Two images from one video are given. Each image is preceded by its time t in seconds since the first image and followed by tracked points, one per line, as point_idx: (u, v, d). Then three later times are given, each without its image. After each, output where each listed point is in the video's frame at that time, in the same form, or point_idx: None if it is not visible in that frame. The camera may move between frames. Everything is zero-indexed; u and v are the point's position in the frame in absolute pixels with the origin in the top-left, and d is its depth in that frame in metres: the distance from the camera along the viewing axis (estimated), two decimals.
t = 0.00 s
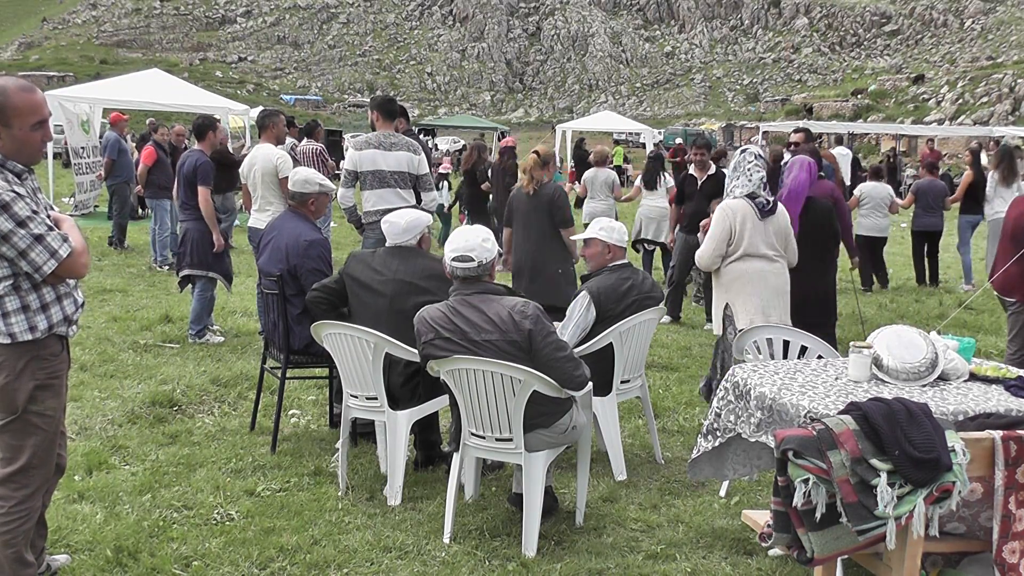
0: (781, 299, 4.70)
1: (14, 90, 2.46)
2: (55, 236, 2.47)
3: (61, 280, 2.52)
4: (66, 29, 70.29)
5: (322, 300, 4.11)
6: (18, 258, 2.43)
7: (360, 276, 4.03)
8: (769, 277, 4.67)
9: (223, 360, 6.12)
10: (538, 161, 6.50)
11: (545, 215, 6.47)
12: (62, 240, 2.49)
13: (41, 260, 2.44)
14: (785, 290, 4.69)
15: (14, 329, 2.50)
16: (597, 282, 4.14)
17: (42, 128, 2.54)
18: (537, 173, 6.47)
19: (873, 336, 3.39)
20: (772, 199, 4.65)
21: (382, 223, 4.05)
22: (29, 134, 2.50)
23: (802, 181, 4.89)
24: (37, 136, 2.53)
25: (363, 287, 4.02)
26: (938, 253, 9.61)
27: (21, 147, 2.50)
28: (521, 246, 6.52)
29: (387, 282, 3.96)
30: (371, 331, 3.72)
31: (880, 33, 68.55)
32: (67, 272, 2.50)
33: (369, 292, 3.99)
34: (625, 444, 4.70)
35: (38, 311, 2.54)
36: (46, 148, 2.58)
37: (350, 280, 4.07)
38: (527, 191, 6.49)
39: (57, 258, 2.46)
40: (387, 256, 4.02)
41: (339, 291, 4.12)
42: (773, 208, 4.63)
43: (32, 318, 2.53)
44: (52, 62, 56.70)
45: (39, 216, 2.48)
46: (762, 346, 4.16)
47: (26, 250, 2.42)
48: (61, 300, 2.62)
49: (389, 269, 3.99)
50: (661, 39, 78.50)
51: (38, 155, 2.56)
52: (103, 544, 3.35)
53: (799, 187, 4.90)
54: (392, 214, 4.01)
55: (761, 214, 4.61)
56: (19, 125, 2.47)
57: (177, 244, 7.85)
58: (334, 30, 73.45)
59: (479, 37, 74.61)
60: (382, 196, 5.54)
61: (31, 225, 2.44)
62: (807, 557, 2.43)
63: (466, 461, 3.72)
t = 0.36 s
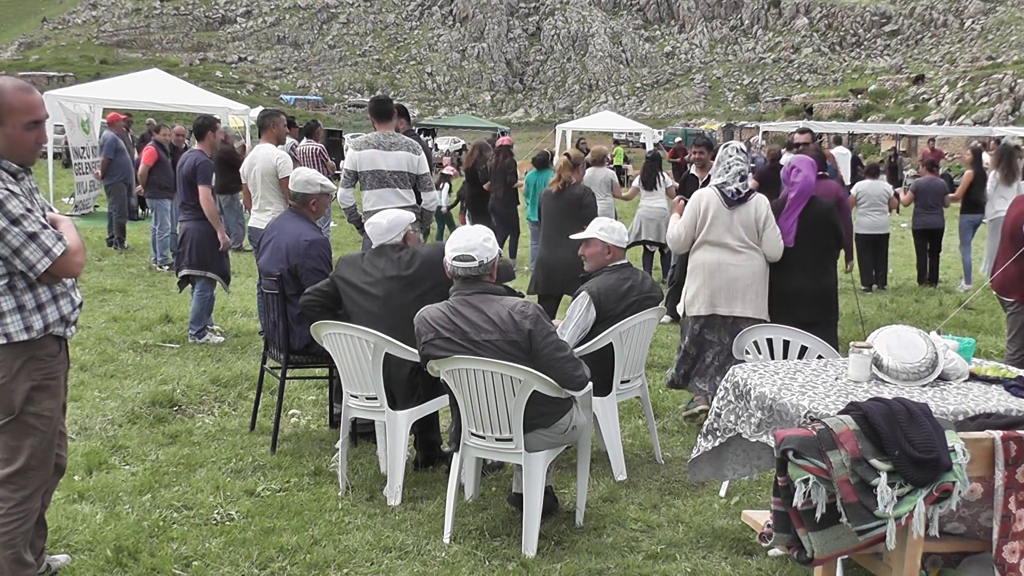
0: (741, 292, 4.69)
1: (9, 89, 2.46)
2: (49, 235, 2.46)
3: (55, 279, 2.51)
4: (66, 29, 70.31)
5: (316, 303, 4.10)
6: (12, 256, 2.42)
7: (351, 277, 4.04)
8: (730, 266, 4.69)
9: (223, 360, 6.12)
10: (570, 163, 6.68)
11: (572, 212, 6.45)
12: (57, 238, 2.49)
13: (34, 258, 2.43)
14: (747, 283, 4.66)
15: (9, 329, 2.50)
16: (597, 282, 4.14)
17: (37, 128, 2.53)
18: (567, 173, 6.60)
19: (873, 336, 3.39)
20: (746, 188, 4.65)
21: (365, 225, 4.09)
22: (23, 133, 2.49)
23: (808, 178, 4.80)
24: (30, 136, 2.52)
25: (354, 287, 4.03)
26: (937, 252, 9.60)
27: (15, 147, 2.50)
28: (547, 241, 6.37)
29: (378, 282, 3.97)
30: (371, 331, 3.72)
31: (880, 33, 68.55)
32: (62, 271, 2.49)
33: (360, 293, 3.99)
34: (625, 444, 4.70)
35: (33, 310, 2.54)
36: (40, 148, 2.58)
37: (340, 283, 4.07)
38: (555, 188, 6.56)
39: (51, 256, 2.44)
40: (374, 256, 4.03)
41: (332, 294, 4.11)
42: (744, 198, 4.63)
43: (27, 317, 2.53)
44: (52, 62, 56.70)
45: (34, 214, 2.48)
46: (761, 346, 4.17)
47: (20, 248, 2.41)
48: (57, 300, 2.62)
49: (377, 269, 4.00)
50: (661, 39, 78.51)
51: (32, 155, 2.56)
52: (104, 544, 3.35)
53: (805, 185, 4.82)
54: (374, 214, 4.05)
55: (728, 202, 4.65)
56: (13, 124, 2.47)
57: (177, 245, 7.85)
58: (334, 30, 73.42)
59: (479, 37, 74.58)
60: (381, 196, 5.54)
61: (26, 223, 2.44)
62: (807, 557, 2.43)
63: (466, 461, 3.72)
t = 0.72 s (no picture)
0: (719, 290, 4.90)
1: None
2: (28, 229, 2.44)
3: (39, 277, 2.48)
4: (66, 30, 70.33)
5: (311, 305, 4.07)
6: None
7: (346, 277, 4.05)
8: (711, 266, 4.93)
9: (223, 360, 6.12)
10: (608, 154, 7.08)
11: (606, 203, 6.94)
12: (41, 236, 2.46)
13: (15, 253, 2.41)
14: (725, 282, 4.88)
15: None
16: (597, 282, 4.14)
17: (25, 124, 2.53)
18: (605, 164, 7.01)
19: (873, 336, 3.39)
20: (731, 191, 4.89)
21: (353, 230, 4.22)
22: (8, 129, 2.49)
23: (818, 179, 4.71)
24: (17, 133, 2.52)
25: (348, 286, 4.03)
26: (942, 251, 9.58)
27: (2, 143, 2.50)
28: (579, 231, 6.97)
29: (372, 279, 3.98)
30: (371, 331, 3.72)
31: (880, 33, 68.56)
32: (45, 268, 2.46)
33: (356, 291, 3.99)
34: (625, 444, 4.70)
35: (19, 310, 2.54)
36: (31, 147, 2.57)
37: (334, 283, 4.07)
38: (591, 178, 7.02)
39: (32, 252, 2.43)
40: (367, 254, 4.06)
41: (328, 296, 4.09)
42: (727, 200, 4.87)
43: (13, 317, 2.53)
44: (52, 62, 56.70)
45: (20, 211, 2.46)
46: (761, 346, 4.18)
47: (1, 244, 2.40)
48: (45, 302, 2.61)
49: (371, 267, 4.02)
50: (661, 39, 78.50)
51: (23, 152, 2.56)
52: (104, 544, 3.36)
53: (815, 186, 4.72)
54: (361, 219, 4.19)
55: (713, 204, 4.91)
56: None
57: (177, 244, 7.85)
58: (334, 30, 73.42)
59: (479, 37, 74.55)
60: (381, 196, 5.54)
61: (9, 219, 2.42)
62: (807, 556, 2.43)
63: (466, 461, 3.72)
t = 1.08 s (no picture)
0: (710, 279, 5.20)
1: None
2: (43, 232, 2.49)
3: None
4: (66, 30, 70.31)
5: (310, 309, 4.04)
6: None
7: (345, 278, 4.04)
8: (704, 257, 5.22)
9: (223, 360, 6.12)
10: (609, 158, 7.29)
11: (612, 207, 7.20)
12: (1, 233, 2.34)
13: None
14: (716, 273, 5.17)
15: None
16: (596, 282, 4.15)
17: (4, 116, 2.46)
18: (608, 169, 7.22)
19: (873, 336, 3.39)
20: (721, 186, 5.19)
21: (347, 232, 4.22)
22: None
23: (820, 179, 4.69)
24: None
25: (347, 287, 4.02)
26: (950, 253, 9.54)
27: None
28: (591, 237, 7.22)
29: (372, 280, 3.98)
30: (370, 331, 3.72)
31: (880, 32, 68.55)
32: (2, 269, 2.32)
33: (352, 292, 3.99)
34: (625, 444, 4.71)
35: None
36: (18, 140, 2.52)
37: (331, 285, 4.07)
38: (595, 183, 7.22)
39: None
40: (366, 257, 4.06)
41: (325, 298, 4.07)
42: (719, 195, 5.18)
43: None
44: (52, 62, 56.70)
45: None
46: (762, 346, 4.18)
47: None
48: (24, 299, 2.55)
49: (367, 267, 4.02)
50: (661, 39, 78.45)
51: (10, 145, 2.50)
52: (103, 544, 3.35)
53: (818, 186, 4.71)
54: (353, 222, 4.22)
55: (705, 199, 5.23)
56: None
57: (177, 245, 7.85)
58: (334, 30, 73.43)
59: (479, 37, 74.56)
60: (382, 196, 5.54)
61: None
62: (807, 557, 2.43)
63: (466, 461, 3.72)
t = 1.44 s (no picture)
0: (728, 281, 5.37)
1: None
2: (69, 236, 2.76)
3: None
4: (65, 30, 70.37)
5: (310, 308, 4.04)
6: None
7: (347, 278, 4.05)
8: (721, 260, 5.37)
9: (223, 360, 6.12)
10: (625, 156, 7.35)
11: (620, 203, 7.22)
12: None
13: None
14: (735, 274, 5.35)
15: None
16: (597, 282, 4.14)
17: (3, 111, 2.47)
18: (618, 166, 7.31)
19: (873, 336, 3.39)
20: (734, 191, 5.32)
21: (353, 227, 4.24)
22: None
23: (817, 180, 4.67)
24: None
25: (349, 288, 4.03)
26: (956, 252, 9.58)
27: None
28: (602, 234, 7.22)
29: (374, 280, 3.98)
30: (371, 331, 3.72)
31: (880, 32, 68.55)
32: None
33: (352, 292, 4.00)
34: (625, 444, 4.71)
35: None
36: (21, 134, 2.51)
37: (332, 285, 4.07)
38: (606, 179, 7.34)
39: None
40: (368, 257, 4.07)
41: (327, 296, 4.08)
42: (733, 200, 5.31)
43: None
44: (52, 62, 56.68)
45: None
46: (761, 346, 4.18)
47: None
48: (22, 293, 2.54)
49: (368, 267, 4.03)
50: (661, 39, 78.45)
51: (15, 139, 2.51)
52: (104, 544, 3.35)
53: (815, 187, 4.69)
54: (360, 219, 4.21)
55: (719, 204, 5.33)
56: None
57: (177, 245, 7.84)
58: (334, 30, 73.42)
59: (479, 37, 74.56)
60: (381, 196, 5.54)
61: None
62: (807, 557, 2.43)
63: (466, 461, 3.72)
